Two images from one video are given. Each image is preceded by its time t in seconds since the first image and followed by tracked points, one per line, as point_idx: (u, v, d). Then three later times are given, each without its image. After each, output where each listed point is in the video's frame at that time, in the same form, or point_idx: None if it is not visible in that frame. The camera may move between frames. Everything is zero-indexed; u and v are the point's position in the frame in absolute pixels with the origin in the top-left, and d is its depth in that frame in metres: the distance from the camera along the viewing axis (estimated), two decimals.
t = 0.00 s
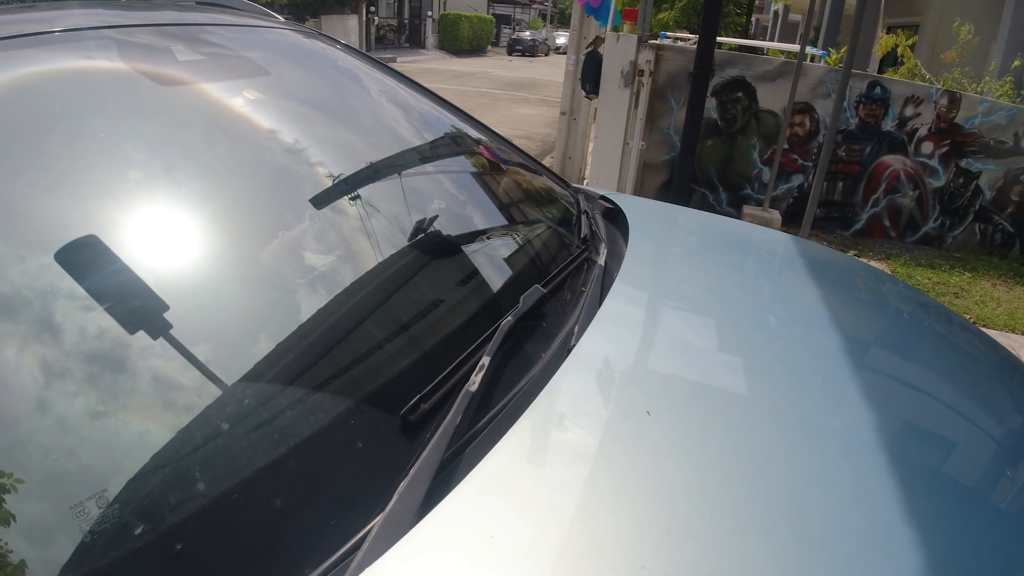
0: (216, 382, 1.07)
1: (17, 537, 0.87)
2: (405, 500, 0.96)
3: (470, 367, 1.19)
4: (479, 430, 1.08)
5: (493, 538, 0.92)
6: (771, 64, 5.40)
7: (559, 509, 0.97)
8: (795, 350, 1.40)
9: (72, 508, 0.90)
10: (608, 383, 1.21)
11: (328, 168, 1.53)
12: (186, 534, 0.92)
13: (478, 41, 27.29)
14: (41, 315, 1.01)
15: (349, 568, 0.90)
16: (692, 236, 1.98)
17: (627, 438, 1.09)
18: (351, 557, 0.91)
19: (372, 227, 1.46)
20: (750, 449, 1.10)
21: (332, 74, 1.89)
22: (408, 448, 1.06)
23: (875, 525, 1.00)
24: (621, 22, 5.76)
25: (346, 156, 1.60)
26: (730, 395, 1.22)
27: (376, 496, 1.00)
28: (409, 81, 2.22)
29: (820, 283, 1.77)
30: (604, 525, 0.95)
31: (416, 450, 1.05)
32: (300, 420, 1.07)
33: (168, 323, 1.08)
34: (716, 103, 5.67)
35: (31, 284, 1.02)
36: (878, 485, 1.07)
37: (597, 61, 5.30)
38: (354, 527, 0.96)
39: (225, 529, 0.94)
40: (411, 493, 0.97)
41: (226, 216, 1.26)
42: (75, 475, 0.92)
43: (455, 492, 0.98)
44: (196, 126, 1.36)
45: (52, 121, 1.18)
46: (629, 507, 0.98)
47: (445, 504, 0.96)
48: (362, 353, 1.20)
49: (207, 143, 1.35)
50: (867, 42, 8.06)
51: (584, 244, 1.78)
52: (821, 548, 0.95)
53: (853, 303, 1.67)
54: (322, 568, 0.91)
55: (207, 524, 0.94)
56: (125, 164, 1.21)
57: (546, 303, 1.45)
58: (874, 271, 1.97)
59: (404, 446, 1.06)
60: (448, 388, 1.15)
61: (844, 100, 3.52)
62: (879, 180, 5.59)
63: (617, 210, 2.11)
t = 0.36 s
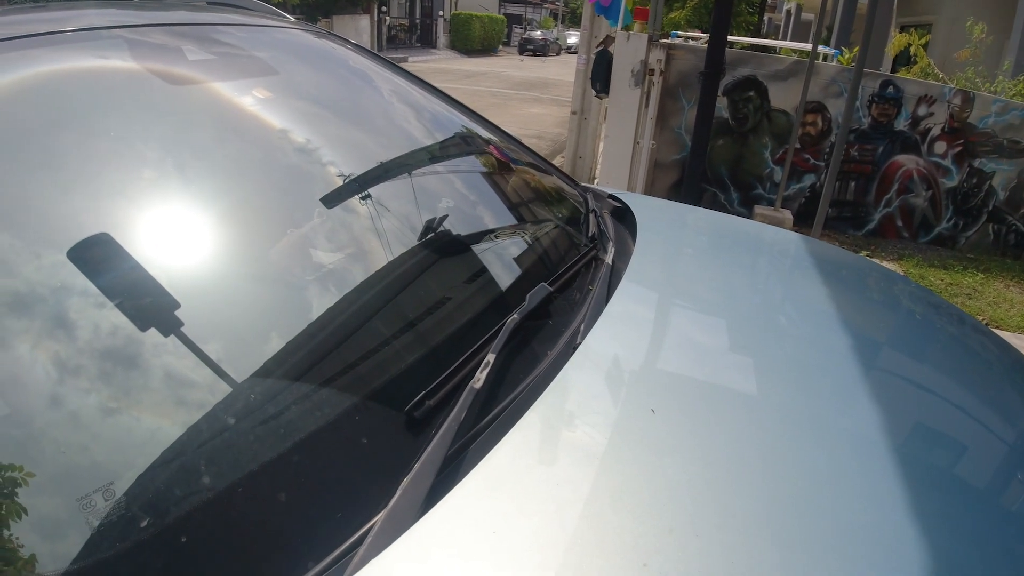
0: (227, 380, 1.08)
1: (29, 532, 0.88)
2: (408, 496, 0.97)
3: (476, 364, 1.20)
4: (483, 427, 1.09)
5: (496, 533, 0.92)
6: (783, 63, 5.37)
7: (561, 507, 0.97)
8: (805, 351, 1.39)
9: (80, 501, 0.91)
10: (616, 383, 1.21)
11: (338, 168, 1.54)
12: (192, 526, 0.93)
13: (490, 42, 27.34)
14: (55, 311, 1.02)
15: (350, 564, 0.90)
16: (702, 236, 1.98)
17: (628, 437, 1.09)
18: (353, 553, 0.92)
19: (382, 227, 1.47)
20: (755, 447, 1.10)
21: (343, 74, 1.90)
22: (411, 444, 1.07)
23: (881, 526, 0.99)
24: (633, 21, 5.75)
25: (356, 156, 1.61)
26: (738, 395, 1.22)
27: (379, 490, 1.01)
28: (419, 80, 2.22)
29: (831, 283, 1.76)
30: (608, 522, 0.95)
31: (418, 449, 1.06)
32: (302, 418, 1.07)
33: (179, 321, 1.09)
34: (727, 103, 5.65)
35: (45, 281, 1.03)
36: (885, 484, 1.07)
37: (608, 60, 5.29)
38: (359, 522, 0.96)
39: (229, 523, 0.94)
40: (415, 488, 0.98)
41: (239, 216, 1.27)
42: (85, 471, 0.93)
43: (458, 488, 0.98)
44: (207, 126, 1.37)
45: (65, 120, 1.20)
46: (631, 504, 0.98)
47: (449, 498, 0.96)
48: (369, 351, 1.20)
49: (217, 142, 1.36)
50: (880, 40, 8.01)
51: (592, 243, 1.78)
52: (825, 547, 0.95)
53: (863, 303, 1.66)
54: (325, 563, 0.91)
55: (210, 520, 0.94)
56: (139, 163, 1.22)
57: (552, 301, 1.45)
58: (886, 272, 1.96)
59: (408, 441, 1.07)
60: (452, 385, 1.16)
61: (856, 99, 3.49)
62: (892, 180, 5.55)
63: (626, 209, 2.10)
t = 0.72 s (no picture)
0: (247, 374, 1.09)
1: (48, 524, 0.89)
2: (442, 494, 0.97)
3: (507, 361, 1.21)
4: (514, 426, 1.09)
5: (534, 533, 0.93)
6: (801, 61, 5.35)
7: (589, 505, 0.98)
8: (826, 349, 1.39)
9: (105, 494, 0.93)
10: (633, 383, 1.20)
11: (358, 163, 1.55)
12: (224, 524, 0.94)
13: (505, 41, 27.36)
14: (77, 305, 1.04)
15: (386, 562, 0.91)
16: (720, 233, 1.97)
17: (661, 431, 1.11)
18: (389, 550, 0.93)
19: (401, 222, 1.48)
20: (788, 449, 1.10)
21: (363, 70, 1.91)
22: (446, 441, 1.08)
23: (905, 528, 0.99)
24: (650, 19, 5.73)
25: (375, 152, 1.62)
26: (757, 396, 1.22)
27: (415, 488, 1.02)
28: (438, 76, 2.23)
29: (850, 281, 1.75)
30: (640, 521, 0.96)
31: (453, 444, 1.07)
32: (333, 416, 1.08)
33: (201, 315, 1.10)
34: (746, 101, 5.62)
35: (67, 275, 1.05)
36: (915, 485, 1.07)
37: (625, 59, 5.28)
38: (395, 519, 0.98)
39: (262, 519, 0.96)
40: (448, 489, 0.98)
41: (259, 211, 1.28)
42: (107, 464, 0.95)
43: (493, 486, 0.99)
44: (227, 122, 1.39)
45: (89, 117, 1.22)
46: (666, 505, 0.99)
47: (484, 497, 0.97)
48: (394, 351, 1.21)
49: (237, 138, 1.37)
50: (899, 38, 7.93)
51: (617, 241, 1.78)
52: (862, 552, 0.95)
53: (885, 302, 1.65)
54: (360, 560, 0.92)
55: (248, 513, 0.96)
56: (160, 159, 1.24)
57: (580, 299, 1.47)
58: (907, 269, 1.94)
59: (441, 437, 1.09)
60: (482, 383, 1.17)
61: (877, 97, 3.46)
62: (912, 180, 5.50)
63: (651, 207, 2.11)
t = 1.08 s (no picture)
0: (253, 372, 1.09)
1: (53, 520, 0.90)
2: (448, 495, 0.97)
3: (514, 363, 1.21)
4: (519, 428, 1.09)
5: (539, 537, 0.93)
6: (811, 61, 5.32)
7: (594, 507, 0.97)
8: (833, 351, 1.38)
9: (111, 489, 0.93)
10: (639, 384, 1.20)
11: (365, 161, 1.55)
12: (227, 524, 0.95)
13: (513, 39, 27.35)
14: (85, 301, 1.04)
15: (392, 563, 0.91)
16: (728, 233, 1.97)
17: (669, 434, 1.11)
18: (395, 551, 0.93)
19: (408, 220, 1.48)
20: (795, 453, 1.09)
21: (371, 68, 1.91)
22: (452, 442, 1.08)
23: (913, 533, 0.99)
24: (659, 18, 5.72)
25: (383, 149, 1.62)
26: (762, 398, 1.21)
27: (420, 488, 1.02)
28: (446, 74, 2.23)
29: (859, 283, 1.74)
30: (647, 525, 0.96)
31: (460, 445, 1.07)
32: (340, 417, 1.08)
33: (208, 312, 1.10)
34: (756, 101, 5.60)
35: (76, 271, 1.05)
36: (923, 490, 1.06)
37: (634, 58, 5.27)
38: (401, 519, 0.98)
39: (268, 521, 0.96)
40: (455, 489, 0.98)
41: (266, 209, 1.29)
42: (113, 460, 0.95)
43: (499, 489, 0.99)
44: (236, 120, 1.39)
45: (99, 113, 1.22)
46: (673, 508, 0.98)
47: (490, 499, 0.97)
48: (401, 351, 1.21)
49: (246, 135, 1.37)
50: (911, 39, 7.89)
51: (625, 241, 1.78)
52: (872, 560, 0.94)
53: (894, 304, 1.64)
54: (365, 561, 0.92)
55: (254, 515, 0.96)
56: (169, 156, 1.24)
57: (587, 300, 1.47)
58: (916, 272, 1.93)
59: (449, 438, 1.09)
60: (490, 383, 1.17)
61: (887, 98, 3.44)
62: (921, 181, 5.47)
63: (659, 207, 2.10)
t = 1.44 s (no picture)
0: (251, 371, 1.09)
1: (50, 519, 0.91)
2: (449, 498, 0.97)
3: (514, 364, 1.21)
4: (520, 430, 1.09)
5: (540, 540, 0.93)
6: (811, 61, 5.31)
7: (593, 509, 0.97)
8: (831, 353, 1.38)
9: (107, 486, 0.93)
10: (637, 384, 1.21)
11: (364, 161, 1.55)
12: (227, 526, 0.95)
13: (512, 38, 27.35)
14: (83, 298, 1.04)
15: (393, 565, 0.91)
16: (725, 235, 1.97)
17: (668, 436, 1.11)
18: (396, 554, 0.93)
19: (406, 220, 1.48)
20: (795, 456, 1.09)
21: (370, 67, 1.91)
22: (451, 444, 1.08)
23: (913, 536, 0.99)
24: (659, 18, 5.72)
25: (382, 149, 1.62)
26: (761, 400, 1.21)
27: (421, 491, 1.02)
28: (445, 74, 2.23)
29: (856, 285, 1.74)
30: (646, 528, 0.96)
31: (460, 447, 1.07)
32: (339, 418, 1.08)
33: (206, 312, 1.10)
34: (754, 101, 5.60)
35: (75, 268, 1.05)
36: (922, 493, 1.06)
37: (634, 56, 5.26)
38: (402, 521, 0.98)
39: (270, 523, 0.96)
40: (457, 491, 0.98)
41: (264, 208, 1.28)
42: (111, 459, 0.95)
43: (500, 492, 0.99)
44: (235, 119, 1.39)
45: (98, 111, 1.22)
46: (673, 511, 0.98)
47: (491, 502, 0.97)
48: (401, 352, 1.21)
49: (245, 134, 1.37)
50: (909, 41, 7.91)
51: (625, 242, 1.78)
52: (873, 564, 0.94)
53: (892, 307, 1.64)
54: (366, 564, 0.92)
55: (256, 517, 0.96)
56: (168, 155, 1.24)
57: (587, 301, 1.47)
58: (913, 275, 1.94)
59: (449, 440, 1.09)
60: (490, 385, 1.17)
61: (886, 100, 3.44)
62: (919, 183, 5.48)
63: (658, 209, 2.11)
